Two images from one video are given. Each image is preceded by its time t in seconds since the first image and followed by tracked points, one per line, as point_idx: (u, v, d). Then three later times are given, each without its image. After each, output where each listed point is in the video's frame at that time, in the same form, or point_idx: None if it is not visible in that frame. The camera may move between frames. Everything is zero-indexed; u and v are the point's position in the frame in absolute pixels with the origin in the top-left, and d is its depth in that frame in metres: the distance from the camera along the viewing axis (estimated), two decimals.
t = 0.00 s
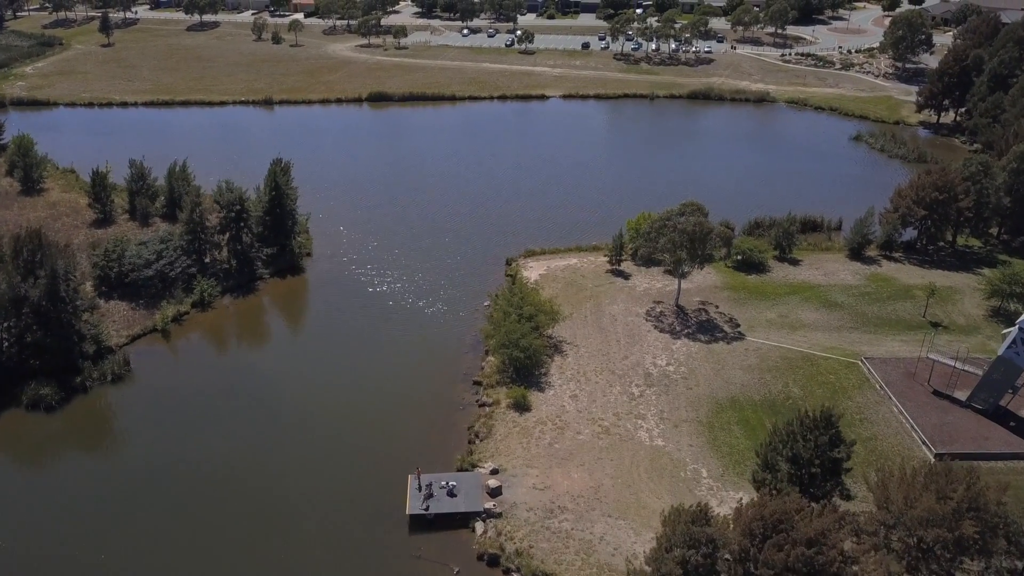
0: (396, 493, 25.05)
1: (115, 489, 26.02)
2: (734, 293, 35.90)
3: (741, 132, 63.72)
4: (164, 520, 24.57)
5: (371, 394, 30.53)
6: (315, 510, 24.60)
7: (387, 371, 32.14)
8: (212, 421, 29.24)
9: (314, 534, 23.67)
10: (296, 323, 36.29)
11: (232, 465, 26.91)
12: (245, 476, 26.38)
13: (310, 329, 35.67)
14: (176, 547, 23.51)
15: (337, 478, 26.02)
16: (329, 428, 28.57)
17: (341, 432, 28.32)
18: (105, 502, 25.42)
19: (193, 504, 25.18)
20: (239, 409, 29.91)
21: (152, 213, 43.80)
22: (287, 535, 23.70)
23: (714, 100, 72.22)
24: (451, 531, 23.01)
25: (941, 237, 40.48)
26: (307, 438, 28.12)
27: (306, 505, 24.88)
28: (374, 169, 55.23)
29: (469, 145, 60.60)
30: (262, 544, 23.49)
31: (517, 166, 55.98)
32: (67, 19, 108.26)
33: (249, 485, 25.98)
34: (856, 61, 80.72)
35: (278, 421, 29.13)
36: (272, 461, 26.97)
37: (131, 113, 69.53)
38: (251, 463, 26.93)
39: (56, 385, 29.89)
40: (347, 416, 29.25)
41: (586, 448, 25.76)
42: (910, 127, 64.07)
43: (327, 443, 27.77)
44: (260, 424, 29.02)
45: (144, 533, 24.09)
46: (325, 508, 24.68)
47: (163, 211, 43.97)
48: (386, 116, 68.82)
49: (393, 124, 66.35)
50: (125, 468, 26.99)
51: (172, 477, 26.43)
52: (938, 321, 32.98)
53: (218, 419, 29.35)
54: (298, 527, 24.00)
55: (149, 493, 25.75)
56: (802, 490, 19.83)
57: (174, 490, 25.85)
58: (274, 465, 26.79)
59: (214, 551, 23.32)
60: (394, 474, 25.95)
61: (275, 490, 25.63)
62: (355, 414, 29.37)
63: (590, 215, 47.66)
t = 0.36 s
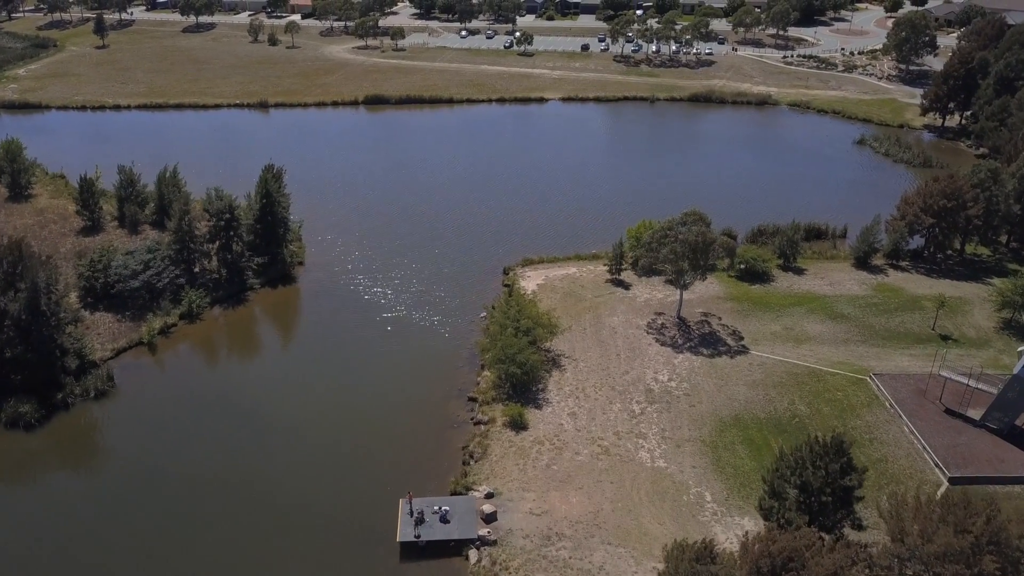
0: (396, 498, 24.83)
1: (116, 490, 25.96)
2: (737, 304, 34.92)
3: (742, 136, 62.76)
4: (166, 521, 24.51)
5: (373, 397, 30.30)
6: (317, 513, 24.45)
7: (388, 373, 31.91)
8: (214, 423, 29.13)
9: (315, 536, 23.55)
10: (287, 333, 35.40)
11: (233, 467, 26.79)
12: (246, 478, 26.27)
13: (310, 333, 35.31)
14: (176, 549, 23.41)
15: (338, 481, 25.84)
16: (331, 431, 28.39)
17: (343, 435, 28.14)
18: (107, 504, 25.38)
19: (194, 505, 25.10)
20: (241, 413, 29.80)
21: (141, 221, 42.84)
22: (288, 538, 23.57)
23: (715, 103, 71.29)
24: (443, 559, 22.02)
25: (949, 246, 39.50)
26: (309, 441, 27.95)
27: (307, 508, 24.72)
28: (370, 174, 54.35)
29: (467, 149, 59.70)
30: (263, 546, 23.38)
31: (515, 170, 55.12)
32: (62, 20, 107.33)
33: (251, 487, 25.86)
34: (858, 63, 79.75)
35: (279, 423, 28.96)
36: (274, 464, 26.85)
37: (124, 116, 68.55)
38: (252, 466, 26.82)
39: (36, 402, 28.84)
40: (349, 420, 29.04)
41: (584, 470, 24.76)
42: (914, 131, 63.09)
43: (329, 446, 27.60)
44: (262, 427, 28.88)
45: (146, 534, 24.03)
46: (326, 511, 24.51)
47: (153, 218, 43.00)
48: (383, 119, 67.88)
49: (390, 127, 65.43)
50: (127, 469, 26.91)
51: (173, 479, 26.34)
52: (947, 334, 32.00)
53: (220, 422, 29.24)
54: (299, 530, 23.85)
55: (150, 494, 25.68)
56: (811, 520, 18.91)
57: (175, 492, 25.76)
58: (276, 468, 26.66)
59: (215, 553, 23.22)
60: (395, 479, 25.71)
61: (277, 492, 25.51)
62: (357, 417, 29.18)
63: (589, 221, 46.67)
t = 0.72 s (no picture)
0: (395, 510, 24.56)
1: (118, 490, 26.00)
2: (741, 317, 33.81)
3: (744, 140, 61.69)
4: (166, 523, 24.55)
5: (375, 405, 29.98)
6: (315, 523, 24.31)
7: (390, 379, 31.57)
8: (216, 427, 29.06)
9: (314, 545, 23.44)
10: (276, 345, 34.46)
11: (235, 472, 26.74)
12: (245, 483, 26.20)
13: (310, 338, 34.84)
14: (176, 552, 23.45)
15: (338, 491, 25.64)
16: (332, 440, 28.15)
17: (343, 444, 27.88)
18: (109, 503, 25.44)
19: (193, 509, 25.06)
20: (243, 417, 29.68)
21: (129, 230, 41.74)
22: (287, 545, 23.53)
23: (716, 106, 70.22)
24: None
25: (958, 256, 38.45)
26: (310, 448, 27.76)
27: (306, 516, 24.59)
28: (366, 180, 53.31)
29: (464, 154, 58.61)
30: (262, 553, 23.33)
31: (513, 175, 54.15)
32: (56, 22, 106.12)
33: (251, 492, 25.78)
34: (862, 65, 78.66)
35: (281, 428, 28.81)
36: (276, 470, 26.77)
37: (116, 120, 67.41)
38: (254, 471, 26.75)
39: (12, 423, 27.71)
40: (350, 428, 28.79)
41: (583, 496, 23.67)
42: (919, 135, 62.05)
43: (329, 454, 27.40)
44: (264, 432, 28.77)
45: (146, 535, 24.10)
46: (324, 520, 24.40)
47: (140, 226, 41.89)
48: (379, 123, 66.83)
49: (386, 131, 64.40)
50: (128, 470, 26.88)
51: (175, 481, 26.35)
52: (959, 349, 30.92)
53: (223, 426, 29.17)
54: (296, 538, 23.75)
55: (151, 495, 25.71)
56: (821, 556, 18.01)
57: (176, 494, 25.78)
58: (278, 474, 26.55)
59: (216, 557, 23.23)
60: (394, 490, 25.41)
61: (278, 498, 25.44)
62: (358, 425, 28.89)
63: (588, 228, 45.63)
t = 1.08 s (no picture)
0: (393, 524, 23.97)
1: (117, 492, 25.85)
2: (744, 332, 32.70)
3: (745, 144, 60.61)
4: (159, 534, 24.13)
5: (377, 415, 29.37)
6: (311, 534, 23.85)
7: (393, 388, 30.93)
8: (210, 435, 28.61)
9: (308, 557, 23.00)
10: (267, 357, 33.47)
11: (234, 478, 26.44)
12: (240, 493, 25.79)
13: (310, 344, 34.17)
14: (170, 557, 23.24)
15: (336, 502, 25.13)
16: (333, 449, 27.65)
17: (341, 454, 27.34)
18: (107, 505, 25.31)
19: (187, 520, 24.65)
20: (244, 423, 29.33)
21: (115, 239, 40.61)
22: (281, 556, 23.10)
23: (718, 109, 69.13)
24: None
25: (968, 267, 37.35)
26: (307, 457, 27.32)
27: (301, 528, 24.13)
28: (361, 186, 52.28)
29: (460, 159, 57.46)
30: (257, 561, 23.00)
31: (511, 180, 53.13)
32: (50, 23, 104.98)
33: (249, 500, 25.46)
34: (865, 68, 77.55)
35: (277, 437, 28.39)
36: (275, 478, 26.38)
37: (107, 124, 66.32)
38: (250, 480, 26.35)
39: None
40: (352, 437, 28.24)
41: (581, 526, 22.55)
42: (925, 139, 60.95)
43: (330, 464, 26.92)
44: (265, 439, 28.38)
45: (142, 540, 23.93)
46: (321, 532, 23.95)
47: (127, 235, 40.77)
48: (375, 127, 65.78)
49: (382, 135, 63.35)
50: (127, 474, 26.67)
51: (174, 485, 26.15)
52: (972, 367, 29.80)
53: (220, 433, 28.76)
54: (292, 548, 23.36)
55: (150, 499, 25.52)
56: None
57: (170, 504, 25.35)
58: (276, 482, 26.15)
59: (211, 564, 22.95)
60: (393, 503, 24.80)
61: (275, 507, 25.08)
62: (360, 435, 28.32)
63: (588, 235, 44.55)
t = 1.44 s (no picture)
0: (393, 533, 23.55)
1: (118, 491, 25.75)
2: (749, 347, 31.57)
3: (747, 149, 59.48)
4: (153, 547, 23.56)
5: (379, 420, 28.91)
6: (310, 540, 23.54)
7: (393, 394, 30.41)
8: (203, 445, 28.02)
9: (306, 563, 22.70)
10: (260, 364, 32.79)
11: (234, 481, 26.20)
12: (235, 503, 25.23)
13: (306, 351, 33.56)
14: (169, 558, 23.13)
15: (335, 508, 24.76)
16: (333, 455, 27.22)
17: (339, 462, 26.87)
18: (108, 504, 25.21)
19: (182, 532, 24.11)
20: (245, 425, 29.06)
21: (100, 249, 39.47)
22: (279, 562, 22.83)
23: (719, 113, 68.02)
24: None
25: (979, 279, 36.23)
26: (303, 465, 26.82)
27: (300, 536, 23.72)
28: (355, 192, 51.16)
29: (457, 164, 56.25)
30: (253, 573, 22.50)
31: (508, 186, 52.05)
32: (44, 24, 103.78)
33: (249, 504, 25.22)
34: (868, 71, 76.43)
35: (272, 446, 27.84)
36: (275, 482, 26.10)
37: (99, 128, 65.17)
38: (245, 490, 25.82)
39: None
40: (353, 442, 27.85)
41: (579, 560, 21.40)
42: (930, 144, 59.85)
43: (331, 469, 26.56)
44: (267, 442, 28.08)
45: (142, 539, 23.86)
46: (319, 538, 23.62)
47: (113, 244, 39.62)
48: (371, 131, 64.67)
49: (379, 140, 62.22)
50: (127, 474, 26.52)
51: (175, 486, 26.00)
52: (987, 385, 28.69)
53: (213, 442, 28.16)
54: (289, 560, 22.86)
55: (148, 503, 25.24)
56: None
57: (163, 516, 24.75)
58: (274, 490, 25.68)
59: None
60: (392, 512, 24.33)
61: (274, 514, 24.71)
62: (361, 440, 27.87)
63: (587, 245, 43.32)
